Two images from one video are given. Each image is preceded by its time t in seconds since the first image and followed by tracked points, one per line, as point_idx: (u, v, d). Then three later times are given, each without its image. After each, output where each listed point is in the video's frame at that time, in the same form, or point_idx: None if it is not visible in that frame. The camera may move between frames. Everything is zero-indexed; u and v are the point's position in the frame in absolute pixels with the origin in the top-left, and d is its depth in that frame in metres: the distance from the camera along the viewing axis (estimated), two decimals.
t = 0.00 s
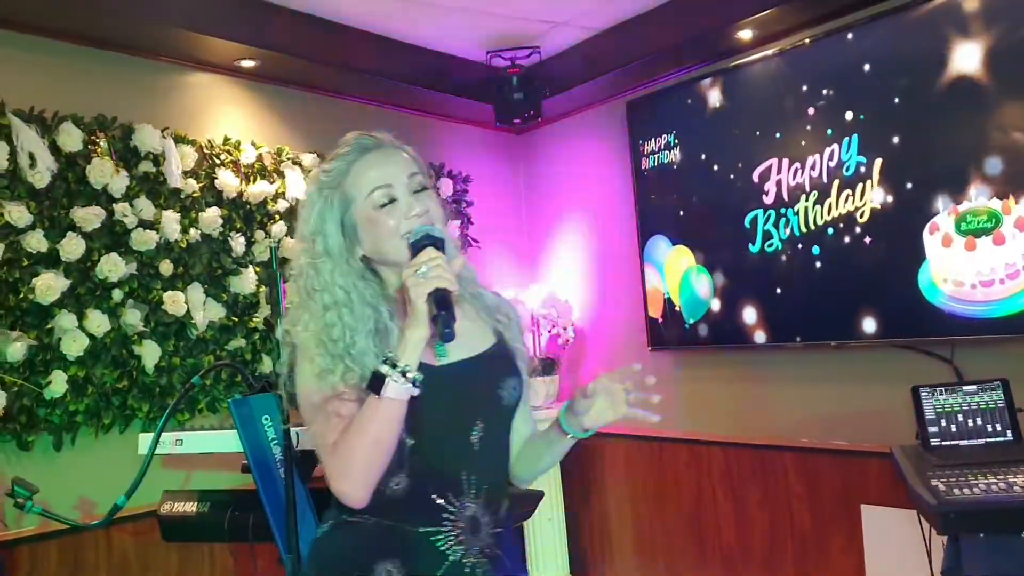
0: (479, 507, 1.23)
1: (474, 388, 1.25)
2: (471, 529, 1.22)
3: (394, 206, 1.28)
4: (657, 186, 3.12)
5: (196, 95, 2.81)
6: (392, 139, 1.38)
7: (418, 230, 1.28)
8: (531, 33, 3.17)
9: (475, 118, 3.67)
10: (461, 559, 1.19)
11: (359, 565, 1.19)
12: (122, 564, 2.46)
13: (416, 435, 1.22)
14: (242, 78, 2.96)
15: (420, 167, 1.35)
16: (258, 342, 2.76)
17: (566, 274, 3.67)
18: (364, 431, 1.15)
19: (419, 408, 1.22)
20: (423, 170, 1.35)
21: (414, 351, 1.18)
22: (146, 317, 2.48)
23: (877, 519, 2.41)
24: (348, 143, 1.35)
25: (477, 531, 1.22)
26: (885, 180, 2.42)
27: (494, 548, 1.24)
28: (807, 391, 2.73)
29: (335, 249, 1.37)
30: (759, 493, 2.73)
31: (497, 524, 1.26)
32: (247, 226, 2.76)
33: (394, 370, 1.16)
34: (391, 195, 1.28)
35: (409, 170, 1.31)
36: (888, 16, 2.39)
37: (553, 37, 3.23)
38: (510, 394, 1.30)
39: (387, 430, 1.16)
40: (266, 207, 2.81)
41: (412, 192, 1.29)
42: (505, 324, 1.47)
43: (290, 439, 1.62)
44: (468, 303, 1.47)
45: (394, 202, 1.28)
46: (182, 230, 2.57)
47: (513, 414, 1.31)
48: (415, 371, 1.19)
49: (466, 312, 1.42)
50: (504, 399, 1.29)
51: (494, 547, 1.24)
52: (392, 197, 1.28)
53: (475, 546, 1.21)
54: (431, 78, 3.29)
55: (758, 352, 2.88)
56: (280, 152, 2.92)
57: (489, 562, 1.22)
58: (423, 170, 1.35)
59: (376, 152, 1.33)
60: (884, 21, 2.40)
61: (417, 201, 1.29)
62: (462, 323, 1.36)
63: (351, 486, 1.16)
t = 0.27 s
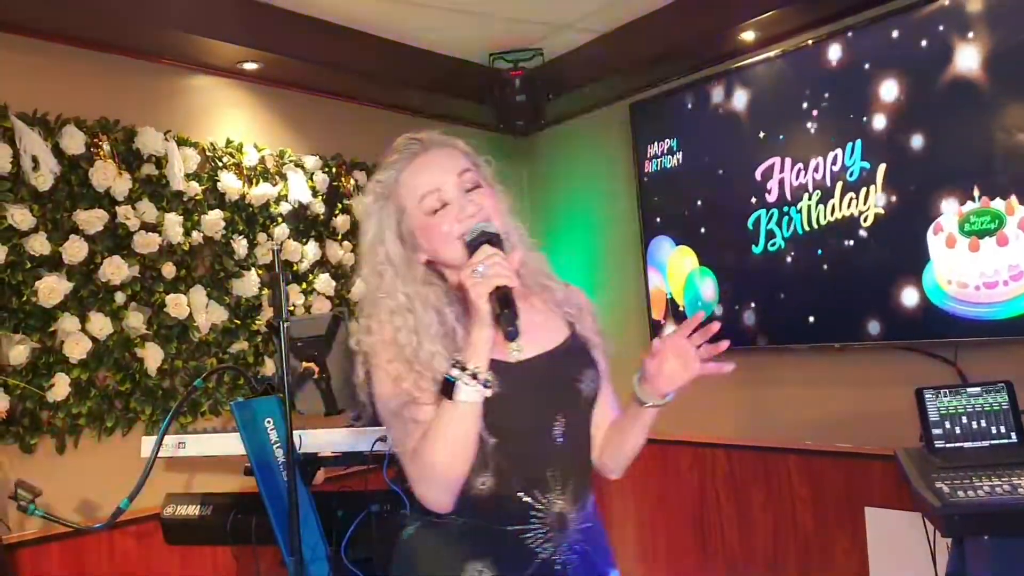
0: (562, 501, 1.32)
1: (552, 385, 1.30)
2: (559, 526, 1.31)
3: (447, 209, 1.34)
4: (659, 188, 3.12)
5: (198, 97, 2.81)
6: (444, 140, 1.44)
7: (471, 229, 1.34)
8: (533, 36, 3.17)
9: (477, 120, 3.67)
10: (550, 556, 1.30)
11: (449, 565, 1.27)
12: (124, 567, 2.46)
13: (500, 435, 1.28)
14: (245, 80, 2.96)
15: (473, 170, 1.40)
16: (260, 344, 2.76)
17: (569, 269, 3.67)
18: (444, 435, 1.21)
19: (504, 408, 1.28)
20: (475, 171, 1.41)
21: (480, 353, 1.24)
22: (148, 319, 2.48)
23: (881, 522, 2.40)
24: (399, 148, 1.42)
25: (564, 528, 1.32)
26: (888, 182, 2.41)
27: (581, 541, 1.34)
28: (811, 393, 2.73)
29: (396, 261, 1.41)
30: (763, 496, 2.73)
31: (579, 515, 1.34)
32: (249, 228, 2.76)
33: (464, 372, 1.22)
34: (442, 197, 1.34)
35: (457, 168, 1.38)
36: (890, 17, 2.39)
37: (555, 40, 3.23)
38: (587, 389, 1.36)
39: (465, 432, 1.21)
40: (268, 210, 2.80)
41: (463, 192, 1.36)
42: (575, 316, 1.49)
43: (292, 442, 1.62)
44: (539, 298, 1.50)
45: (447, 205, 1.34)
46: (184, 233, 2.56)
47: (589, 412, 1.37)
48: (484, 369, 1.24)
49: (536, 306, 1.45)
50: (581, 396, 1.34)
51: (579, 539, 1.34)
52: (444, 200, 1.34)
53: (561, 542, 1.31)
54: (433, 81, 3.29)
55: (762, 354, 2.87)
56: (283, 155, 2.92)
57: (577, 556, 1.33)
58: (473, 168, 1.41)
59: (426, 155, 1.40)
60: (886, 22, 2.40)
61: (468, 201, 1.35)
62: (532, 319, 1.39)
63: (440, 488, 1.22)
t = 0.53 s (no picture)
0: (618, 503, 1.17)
1: (610, 382, 1.18)
2: (609, 526, 1.16)
3: (501, 210, 1.24)
4: (660, 189, 3.11)
5: (198, 99, 2.82)
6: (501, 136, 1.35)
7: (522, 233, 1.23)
8: (533, 37, 3.17)
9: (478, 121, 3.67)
10: (602, 556, 1.14)
11: (497, 564, 1.15)
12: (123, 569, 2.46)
13: (551, 431, 1.17)
14: (245, 82, 2.96)
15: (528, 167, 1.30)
16: (260, 346, 2.76)
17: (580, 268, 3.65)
18: (494, 439, 1.09)
19: (552, 403, 1.16)
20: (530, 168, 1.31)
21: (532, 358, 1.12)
22: (148, 321, 2.48)
23: (880, 523, 2.40)
24: (454, 146, 1.32)
25: (616, 528, 1.16)
26: (889, 183, 2.41)
27: (635, 545, 1.18)
28: (811, 395, 2.73)
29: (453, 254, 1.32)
30: (763, 498, 2.73)
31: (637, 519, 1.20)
32: (249, 230, 2.76)
33: (514, 378, 1.10)
34: (496, 198, 1.24)
35: (514, 166, 1.27)
36: (890, 19, 2.39)
37: (555, 41, 3.23)
38: (643, 388, 1.22)
39: (516, 439, 1.09)
40: (268, 211, 2.81)
41: (518, 192, 1.25)
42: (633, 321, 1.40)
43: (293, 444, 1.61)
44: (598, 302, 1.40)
45: (501, 206, 1.24)
46: (184, 234, 2.57)
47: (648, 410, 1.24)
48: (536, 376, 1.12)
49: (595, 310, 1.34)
50: (639, 393, 1.21)
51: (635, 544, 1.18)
52: (498, 200, 1.24)
53: (614, 543, 1.15)
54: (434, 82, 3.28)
55: (762, 355, 2.87)
56: (283, 156, 2.92)
57: (631, 562, 1.16)
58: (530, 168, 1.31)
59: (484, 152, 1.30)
60: (886, 24, 2.40)
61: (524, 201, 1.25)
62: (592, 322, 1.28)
63: (488, 494, 1.10)
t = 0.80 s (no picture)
0: (624, 503, 1.17)
1: (619, 385, 1.18)
2: (616, 526, 1.16)
3: (518, 199, 1.25)
4: (658, 190, 3.11)
5: (196, 99, 2.81)
6: (552, 127, 1.36)
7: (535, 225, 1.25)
8: (532, 38, 3.17)
9: (476, 122, 3.67)
10: (608, 556, 1.15)
11: (502, 562, 1.15)
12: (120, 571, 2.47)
13: (560, 429, 1.15)
14: (243, 82, 2.96)
15: (562, 164, 1.29)
16: (258, 347, 2.75)
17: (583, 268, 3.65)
18: (492, 428, 1.11)
19: (562, 403, 1.15)
20: (566, 164, 1.30)
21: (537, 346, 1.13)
22: (146, 322, 2.48)
23: (879, 524, 2.39)
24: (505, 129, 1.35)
25: (622, 528, 1.16)
26: (887, 184, 2.41)
27: (641, 545, 1.18)
28: (810, 396, 2.72)
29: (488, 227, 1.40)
30: (762, 498, 2.72)
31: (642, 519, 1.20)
32: (247, 230, 2.76)
33: (517, 364, 1.11)
34: (515, 188, 1.25)
35: (544, 162, 1.26)
36: (889, 20, 2.39)
37: (554, 42, 3.23)
38: (654, 391, 1.22)
39: (516, 427, 1.10)
40: (265, 212, 2.80)
41: (539, 187, 1.26)
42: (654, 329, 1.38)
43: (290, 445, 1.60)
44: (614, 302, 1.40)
45: (518, 195, 1.25)
46: (182, 235, 2.56)
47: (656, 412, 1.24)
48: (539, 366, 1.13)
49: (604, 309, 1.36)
50: (649, 396, 1.21)
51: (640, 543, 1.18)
52: (517, 190, 1.25)
53: (619, 543, 1.16)
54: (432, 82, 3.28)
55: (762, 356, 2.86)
56: (281, 157, 2.91)
57: (636, 562, 1.17)
58: (568, 167, 1.30)
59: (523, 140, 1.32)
60: (885, 25, 2.40)
61: (541, 197, 1.25)
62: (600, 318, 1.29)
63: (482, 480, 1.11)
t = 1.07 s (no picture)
0: (613, 503, 1.17)
1: (608, 387, 1.20)
2: (606, 526, 1.16)
3: (533, 194, 1.27)
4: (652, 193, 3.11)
5: (189, 102, 2.81)
6: (578, 131, 1.38)
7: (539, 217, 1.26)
8: (526, 41, 3.17)
9: (471, 125, 3.67)
10: (597, 556, 1.14)
11: (491, 562, 1.13)
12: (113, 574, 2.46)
13: (548, 428, 1.16)
14: (237, 84, 2.95)
15: (580, 166, 1.31)
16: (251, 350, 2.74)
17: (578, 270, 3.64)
18: (475, 414, 1.11)
19: (551, 402, 1.17)
20: (585, 167, 1.32)
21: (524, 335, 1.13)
22: (139, 324, 2.47)
23: (873, 527, 2.39)
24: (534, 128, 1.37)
25: (612, 528, 1.16)
26: (881, 187, 2.41)
27: (633, 546, 1.17)
28: (804, 398, 2.72)
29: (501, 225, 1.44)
30: (757, 500, 2.72)
31: (634, 522, 1.19)
32: (240, 233, 2.75)
33: (501, 352, 1.12)
34: (533, 184, 1.27)
35: (562, 161, 1.28)
36: (883, 23, 2.39)
37: (548, 45, 3.23)
38: (643, 393, 1.24)
39: (500, 417, 1.11)
40: (259, 214, 2.79)
41: (556, 186, 1.27)
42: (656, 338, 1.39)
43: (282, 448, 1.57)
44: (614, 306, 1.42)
45: (535, 192, 1.27)
46: (175, 237, 2.56)
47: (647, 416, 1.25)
48: (524, 355, 1.13)
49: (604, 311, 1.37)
50: (638, 398, 1.23)
51: (632, 544, 1.17)
52: (533, 186, 1.27)
53: (610, 543, 1.15)
54: (427, 85, 3.27)
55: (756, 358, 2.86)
56: (274, 159, 2.90)
57: (628, 562, 1.16)
58: (585, 169, 1.32)
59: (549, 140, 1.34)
60: (879, 28, 2.40)
61: (558, 196, 1.27)
62: (591, 318, 1.30)
63: (463, 464, 1.12)
